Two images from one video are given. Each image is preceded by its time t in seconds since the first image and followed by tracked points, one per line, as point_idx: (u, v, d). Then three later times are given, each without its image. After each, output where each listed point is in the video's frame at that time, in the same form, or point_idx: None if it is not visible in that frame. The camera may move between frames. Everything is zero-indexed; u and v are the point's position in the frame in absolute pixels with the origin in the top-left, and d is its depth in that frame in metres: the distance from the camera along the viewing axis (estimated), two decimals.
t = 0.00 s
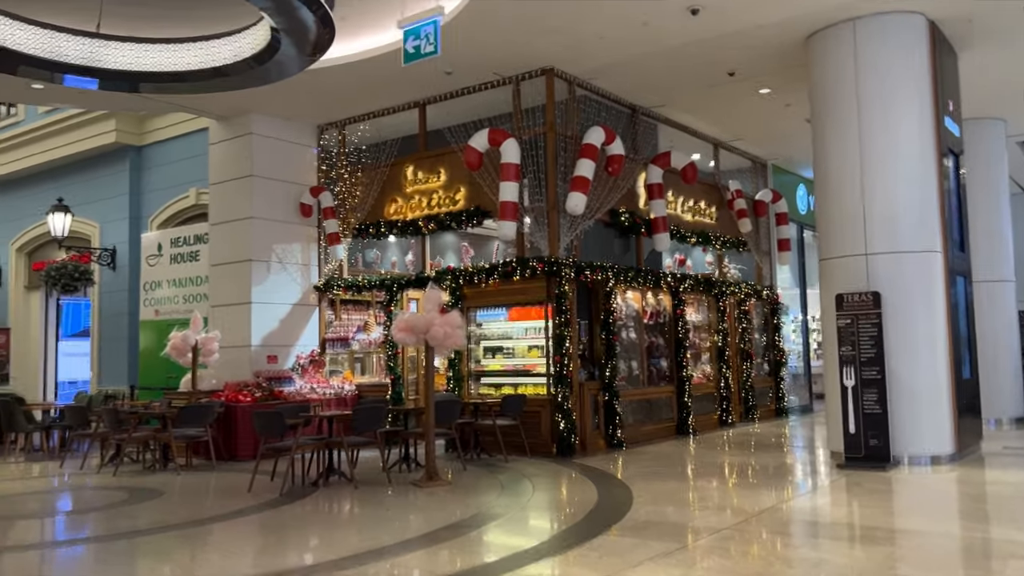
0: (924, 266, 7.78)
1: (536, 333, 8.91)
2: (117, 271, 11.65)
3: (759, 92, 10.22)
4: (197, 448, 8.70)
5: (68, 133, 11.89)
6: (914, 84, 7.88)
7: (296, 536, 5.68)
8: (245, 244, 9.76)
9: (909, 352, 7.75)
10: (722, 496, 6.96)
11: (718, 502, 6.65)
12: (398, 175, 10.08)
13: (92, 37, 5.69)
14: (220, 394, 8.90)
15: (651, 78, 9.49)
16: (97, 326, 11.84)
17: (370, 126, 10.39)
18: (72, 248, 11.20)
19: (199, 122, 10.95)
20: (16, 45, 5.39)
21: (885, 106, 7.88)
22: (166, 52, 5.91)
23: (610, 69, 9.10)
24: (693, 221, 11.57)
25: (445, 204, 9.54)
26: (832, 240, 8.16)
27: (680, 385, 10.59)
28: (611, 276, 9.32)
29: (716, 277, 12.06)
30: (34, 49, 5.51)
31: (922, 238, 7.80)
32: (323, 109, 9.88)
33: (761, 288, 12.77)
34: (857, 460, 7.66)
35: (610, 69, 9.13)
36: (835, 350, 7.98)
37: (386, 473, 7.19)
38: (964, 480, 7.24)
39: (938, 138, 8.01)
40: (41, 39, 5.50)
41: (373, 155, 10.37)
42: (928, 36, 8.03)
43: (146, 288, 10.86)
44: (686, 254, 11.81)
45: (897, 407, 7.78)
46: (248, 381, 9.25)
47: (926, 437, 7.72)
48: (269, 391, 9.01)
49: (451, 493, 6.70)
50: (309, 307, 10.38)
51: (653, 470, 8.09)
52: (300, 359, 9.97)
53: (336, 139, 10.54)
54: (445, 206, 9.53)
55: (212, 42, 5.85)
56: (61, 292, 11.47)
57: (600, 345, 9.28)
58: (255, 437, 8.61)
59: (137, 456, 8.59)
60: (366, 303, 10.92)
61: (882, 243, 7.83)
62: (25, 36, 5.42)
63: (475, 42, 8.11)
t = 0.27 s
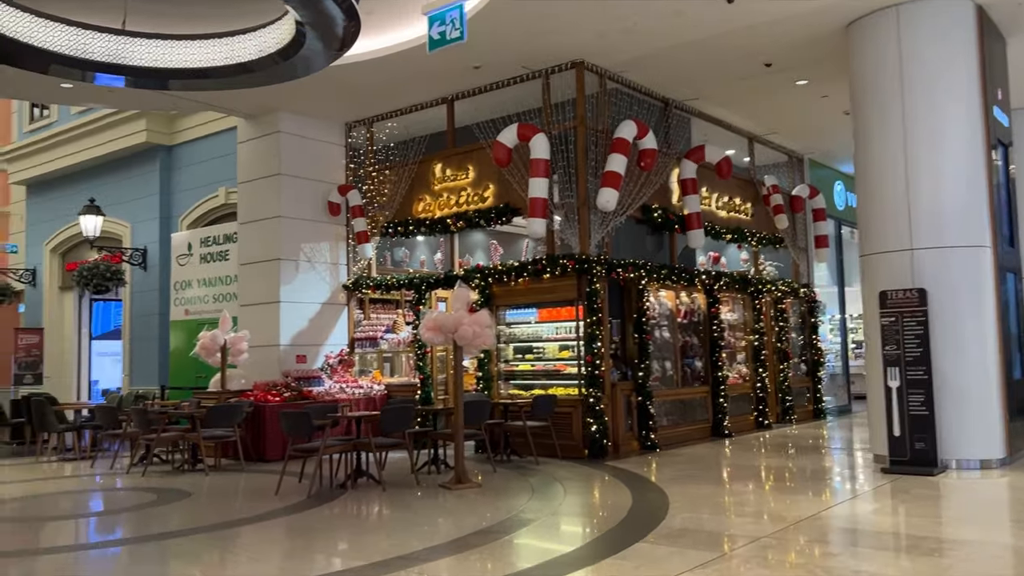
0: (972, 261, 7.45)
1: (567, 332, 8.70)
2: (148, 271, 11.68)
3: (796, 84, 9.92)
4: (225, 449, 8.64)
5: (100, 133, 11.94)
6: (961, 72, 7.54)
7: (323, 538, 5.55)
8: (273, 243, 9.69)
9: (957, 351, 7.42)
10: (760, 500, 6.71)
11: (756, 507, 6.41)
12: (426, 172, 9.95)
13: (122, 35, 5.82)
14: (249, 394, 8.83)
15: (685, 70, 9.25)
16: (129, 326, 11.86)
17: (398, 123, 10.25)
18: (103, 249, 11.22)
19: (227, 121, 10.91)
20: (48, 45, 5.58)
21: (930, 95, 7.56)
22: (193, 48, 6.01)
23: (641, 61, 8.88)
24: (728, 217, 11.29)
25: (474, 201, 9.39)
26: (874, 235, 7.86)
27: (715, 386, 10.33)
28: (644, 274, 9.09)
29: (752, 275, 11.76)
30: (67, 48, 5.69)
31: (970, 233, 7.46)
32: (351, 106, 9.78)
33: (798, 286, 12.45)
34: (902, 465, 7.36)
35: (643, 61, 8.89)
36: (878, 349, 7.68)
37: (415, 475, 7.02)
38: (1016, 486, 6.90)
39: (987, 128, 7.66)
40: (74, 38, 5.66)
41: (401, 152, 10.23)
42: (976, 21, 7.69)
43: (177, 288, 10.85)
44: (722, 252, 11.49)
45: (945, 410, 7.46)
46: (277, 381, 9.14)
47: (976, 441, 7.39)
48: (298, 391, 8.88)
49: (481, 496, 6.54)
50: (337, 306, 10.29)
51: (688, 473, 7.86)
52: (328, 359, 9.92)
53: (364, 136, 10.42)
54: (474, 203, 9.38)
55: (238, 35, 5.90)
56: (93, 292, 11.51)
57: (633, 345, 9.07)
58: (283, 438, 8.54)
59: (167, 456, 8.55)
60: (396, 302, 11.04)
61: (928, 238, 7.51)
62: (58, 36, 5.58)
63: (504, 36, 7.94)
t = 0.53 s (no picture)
0: None
1: (606, 336, 8.47)
2: (184, 274, 11.68)
3: (842, 79, 9.57)
4: (260, 453, 8.55)
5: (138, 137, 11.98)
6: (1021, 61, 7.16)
7: (358, 547, 5.37)
8: (307, 246, 9.59)
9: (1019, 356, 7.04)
10: (809, 511, 6.41)
11: (805, 519, 6.11)
12: (461, 172, 9.80)
13: (155, 35, 5.70)
14: (284, 398, 8.74)
15: (727, 66, 8.96)
16: (166, 330, 11.88)
17: (433, 124, 10.15)
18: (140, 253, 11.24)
19: (262, 124, 10.85)
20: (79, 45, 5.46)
21: (988, 86, 7.19)
22: (225, 49, 5.91)
23: (682, 57, 8.61)
24: (771, 217, 10.96)
25: (509, 202, 9.20)
26: (928, 234, 7.51)
27: (759, 391, 10.01)
28: (686, 276, 8.83)
29: (796, 276, 11.41)
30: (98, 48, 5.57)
31: None
32: (385, 107, 9.65)
33: (844, 288, 12.06)
34: (960, 475, 7.00)
35: (684, 57, 8.62)
36: (933, 354, 7.32)
37: (451, 482, 6.84)
38: None
39: None
40: (105, 39, 5.54)
41: (436, 153, 10.12)
42: None
43: (213, 291, 10.81)
44: (763, 253, 11.24)
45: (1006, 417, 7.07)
46: (311, 385, 9.01)
47: None
48: (333, 395, 8.71)
49: (518, 505, 6.34)
50: (372, 309, 10.17)
51: (732, 482, 7.58)
52: (362, 362, 9.76)
53: (399, 137, 10.32)
54: (510, 203, 9.19)
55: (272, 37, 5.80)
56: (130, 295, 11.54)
57: (674, 349, 8.81)
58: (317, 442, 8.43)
59: (201, 461, 8.47)
60: (431, 305, 10.86)
61: (986, 237, 7.14)
62: (90, 36, 5.46)
63: (540, 33, 7.75)
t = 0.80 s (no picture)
0: None
1: (648, 336, 8.25)
2: (225, 275, 11.73)
3: (894, 69, 9.21)
4: (298, 455, 8.50)
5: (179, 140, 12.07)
6: None
7: (396, 551, 5.23)
8: (345, 246, 9.53)
9: None
10: (864, 518, 6.12)
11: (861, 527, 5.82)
12: (499, 170, 9.65)
13: (193, 34, 5.67)
14: (322, 398, 8.68)
15: (773, 57, 8.66)
16: (207, 330, 11.94)
17: (471, 122, 10.00)
18: (181, 254, 11.31)
19: (301, 124, 10.82)
20: (118, 45, 5.43)
21: None
22: (262, 47, 5.86)
23: (726, 48, 8.35)
24: (820, 214, 10.61)
25: (548, 199, 9.03)
26: (990, 229, 7.13)
27: (807, 393, 9.70)
28: (731, 274, 8.57)
29: (846, 275, 11.04)
30: (137, 49, 5.53)
31: None
32: (423, 105, 9.54)
33: (895, 287, 11.64)
34: None
35: (729, 48, 8.35)
36: (996, 355, 6.95)
37: (490, 486, 6.68)
38: None
39: None
40: (144, 38, 5.49)
41: (474, 151, 10.01)
42: None
43: (254, 292, 10.82)
44: (811, 251, 10.90)
45: None
46: (350, 385, 8.92)
47: None
48: (371, 396, 8.60)
49: (559, 510, 6.16)
50: (411, 310, 10.08)
51: (781, 488, 7.30)
52: (402, 362, 9.54)
53: (437, 136, 10.20)
54: (550, 201, 9.01)
55: (308, 31, 5.75)
56: (172, 296, 11.62)
57: (719, 350, 8.56)
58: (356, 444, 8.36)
59: (240, 462, 8.43)
60: (469, 305, 10.79)
61: None
62: (128, 35, 5.42)
63: (580, 26, 7.55)
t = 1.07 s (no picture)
0: None
1: (709, 339, 7.97)
2: (283, 277, 11.83)
3: (972, 57, 8.72)
4: (352, 457, 8.47)
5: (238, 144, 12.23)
6: None
7: (449, 558, 5.09)
8: (400, 247, 9.47)
9: None
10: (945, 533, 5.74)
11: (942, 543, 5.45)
12: (555, 169, 9.48)
13: (245, 35, 5.61)
14: (377, 400, 8.64)
15: (841, 47, 8.28)
16: (266, 332, 12.06)
17: (526, 120, 9.84)
18: (241, 256, 11.48)
19: (356, 126, 10.83)
20: (173, 47, 5.45)
21: None
22: (314, 47, 5.77)
23: (791, 40, 8.00)
24: (891, 211, 10.13)
25: (605, 198, 8.81)
26: None
27: (878, 399, 9.26)
28: (797, 274, 8.22)
29: (918, 275, 10.53)
30: (192, 50, 5.54)
31: None
32: (477, 104, 9.43)
33: (971, 287, 11.07)
34: None
35: (794, 39, 8.00)
36: None
37: (544, 492, 6.51)
38: None
39: None
40: (198, 40, 5.49)
41: (528, 150, 9.85)
42: None
43: (311, 294, 10.88)
44: (880, 250, 10.45)
45: None
46: (404, 387, 8.87)
47: None
48: (425, 398, 8.57)
49: (616, 519, 5.95)
50: (465, 311, 9.98)
51: (852, 498, 6.94)
52: (455, 364, 9.53)
53: (491, 135, 10.06)
54: (606, 200, 8.79)
55: (358, 32, 5.62)
56: (231, 298, 11.77)
57: (784, 353, 8.23)
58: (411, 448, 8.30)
59: (295, 463, 8.44)
60: (524, 306, 10.65)
61: None
62: (183, 38, 5.44)
63: (638, 19, 7.31)
